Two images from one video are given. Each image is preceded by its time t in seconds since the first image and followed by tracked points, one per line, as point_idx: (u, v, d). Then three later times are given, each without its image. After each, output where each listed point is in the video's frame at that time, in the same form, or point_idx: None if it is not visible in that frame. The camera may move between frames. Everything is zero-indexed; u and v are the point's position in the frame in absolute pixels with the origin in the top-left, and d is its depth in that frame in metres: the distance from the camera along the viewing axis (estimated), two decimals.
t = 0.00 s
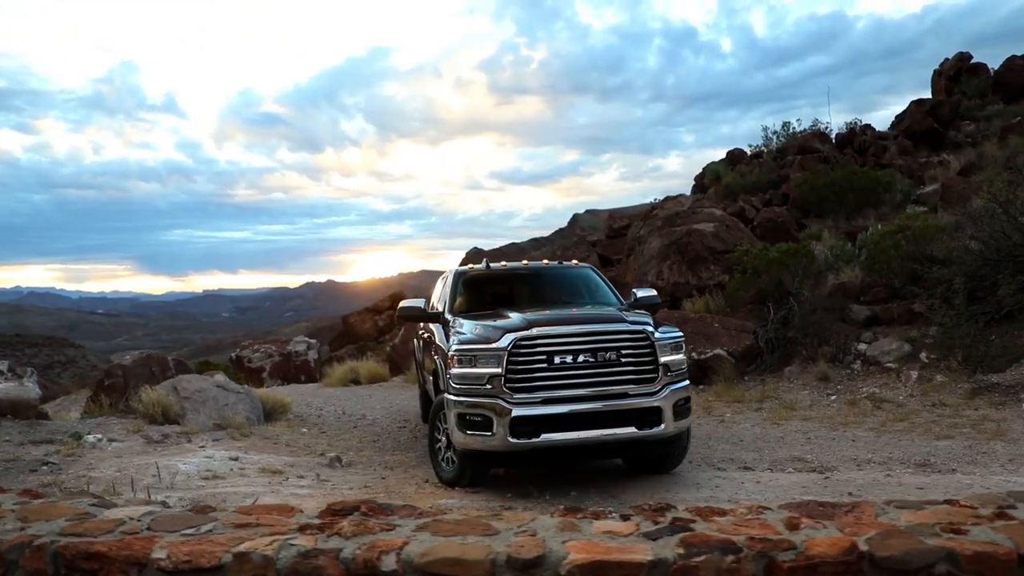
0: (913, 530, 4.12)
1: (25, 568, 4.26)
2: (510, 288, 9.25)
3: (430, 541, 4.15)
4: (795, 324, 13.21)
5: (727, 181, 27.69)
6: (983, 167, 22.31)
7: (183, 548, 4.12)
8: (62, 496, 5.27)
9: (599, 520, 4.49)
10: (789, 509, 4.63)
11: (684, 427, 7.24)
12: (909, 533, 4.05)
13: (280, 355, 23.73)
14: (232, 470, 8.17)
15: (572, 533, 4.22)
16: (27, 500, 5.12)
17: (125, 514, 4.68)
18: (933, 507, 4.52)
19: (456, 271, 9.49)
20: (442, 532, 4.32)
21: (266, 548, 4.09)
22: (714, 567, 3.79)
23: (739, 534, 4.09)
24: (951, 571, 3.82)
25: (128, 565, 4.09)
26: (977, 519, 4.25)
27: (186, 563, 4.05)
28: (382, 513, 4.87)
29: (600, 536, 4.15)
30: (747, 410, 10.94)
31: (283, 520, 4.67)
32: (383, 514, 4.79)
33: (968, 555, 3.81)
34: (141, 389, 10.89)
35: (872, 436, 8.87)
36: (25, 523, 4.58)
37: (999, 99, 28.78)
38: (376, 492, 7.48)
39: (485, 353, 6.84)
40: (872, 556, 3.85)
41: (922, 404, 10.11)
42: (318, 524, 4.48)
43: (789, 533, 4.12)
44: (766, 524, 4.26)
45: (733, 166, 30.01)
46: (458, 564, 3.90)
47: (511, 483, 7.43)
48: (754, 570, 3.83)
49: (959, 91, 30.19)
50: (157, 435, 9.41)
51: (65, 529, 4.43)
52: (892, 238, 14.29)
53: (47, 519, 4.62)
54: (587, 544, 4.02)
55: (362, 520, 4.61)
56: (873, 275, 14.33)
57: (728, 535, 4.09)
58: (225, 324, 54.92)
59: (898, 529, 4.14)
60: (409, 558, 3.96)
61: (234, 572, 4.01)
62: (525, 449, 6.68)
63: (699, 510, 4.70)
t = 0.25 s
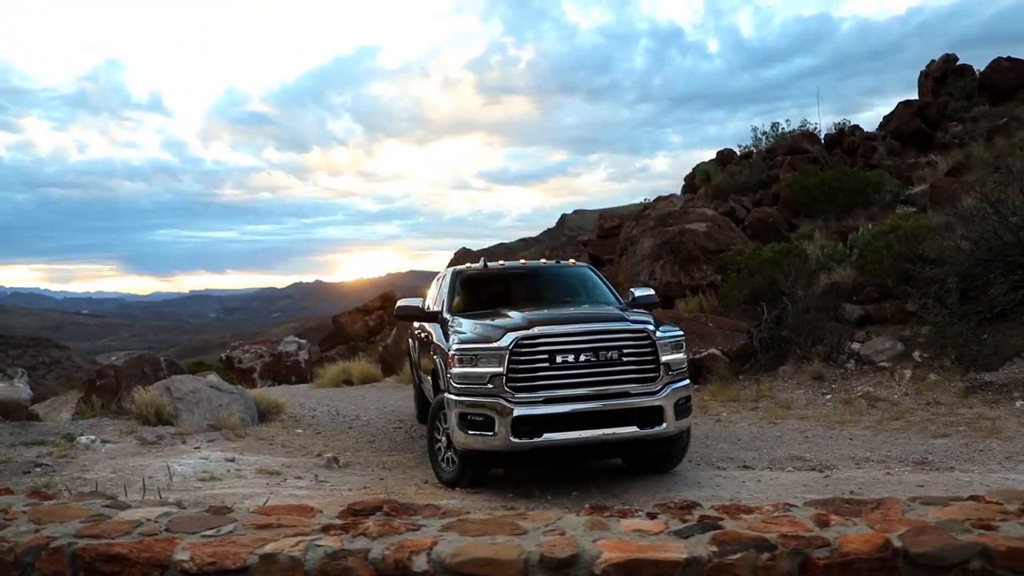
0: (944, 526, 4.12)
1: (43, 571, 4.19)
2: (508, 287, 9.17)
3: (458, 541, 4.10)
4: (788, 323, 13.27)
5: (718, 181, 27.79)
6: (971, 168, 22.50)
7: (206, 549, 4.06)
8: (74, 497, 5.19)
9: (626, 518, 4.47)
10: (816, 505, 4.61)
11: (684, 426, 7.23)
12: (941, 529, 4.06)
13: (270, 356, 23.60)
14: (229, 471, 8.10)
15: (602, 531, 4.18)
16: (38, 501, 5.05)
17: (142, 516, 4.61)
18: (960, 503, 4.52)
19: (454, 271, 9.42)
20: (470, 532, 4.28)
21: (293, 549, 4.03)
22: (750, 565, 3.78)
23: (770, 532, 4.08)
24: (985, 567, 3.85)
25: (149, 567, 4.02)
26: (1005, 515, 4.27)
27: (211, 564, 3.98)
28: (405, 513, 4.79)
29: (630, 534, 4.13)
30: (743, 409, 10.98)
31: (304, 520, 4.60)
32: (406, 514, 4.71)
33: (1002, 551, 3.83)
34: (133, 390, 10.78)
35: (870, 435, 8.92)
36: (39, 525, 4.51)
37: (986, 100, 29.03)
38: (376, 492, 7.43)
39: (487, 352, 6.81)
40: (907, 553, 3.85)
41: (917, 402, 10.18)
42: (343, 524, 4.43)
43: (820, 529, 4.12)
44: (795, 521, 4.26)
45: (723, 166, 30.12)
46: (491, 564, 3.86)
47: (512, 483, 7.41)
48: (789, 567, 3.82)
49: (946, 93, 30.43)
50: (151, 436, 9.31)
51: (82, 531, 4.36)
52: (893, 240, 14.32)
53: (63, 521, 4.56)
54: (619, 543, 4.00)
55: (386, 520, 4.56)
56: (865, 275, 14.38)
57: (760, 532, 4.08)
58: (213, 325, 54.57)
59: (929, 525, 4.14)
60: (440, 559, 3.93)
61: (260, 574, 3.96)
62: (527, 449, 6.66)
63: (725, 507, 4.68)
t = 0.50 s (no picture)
0: (974, 523, 4.14)
1: None
2: (505, 285, 9.10)
3: (488, 543, 4.06)
4: (780, 323, 13.33)
5: (707, 181, 27.89)
6: (957, 168, 22.71)
7: (230, 552, 4.00)
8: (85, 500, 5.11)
9: (653, 517, 4.45)
10: (841, 503, 4.60)
11: (684, 425, 7.22)
12: (971, 526, 4.08)
13: (259, 356, 23.45)
14: (225, 473, 8.02)
15: (632, 531, 4.16)
16: (48, 504, 4.96)
17: (158, 518, 4.54)
18: (984, 500, 4.54)
19: (450, 269, 9.35)
20: (498, 532, 4.24)
21: (320, 551, 3.97)
22: (786, 563, 3.79)
23: (802, 530, 4.08)
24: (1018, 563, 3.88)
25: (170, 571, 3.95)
26: None
27: (235, 567, 3.92)
28: (428, 514, 4.71)
29: (660, 533, 4.11)
30: (737, 408, 11.01)
31: (326, 522, 4.55)
32: (430, 514, 4.64)
33: None
34: (124, 391, 10.66)
35: (865, 433, 8.98)
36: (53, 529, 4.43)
37: (971, 101, 29.31)
38: (374, 493, 7.39)
39: (487, 351, 6.78)
40: (941, 550, 3.87)
41: (910, 401, 10.26)
42: (367, 525, 4.38)
43: (851, 527, 4.13)
44: (824, 520, 4.26)
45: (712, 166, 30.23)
46: (524, 565, 3.81)
47: (511, 483, 7.39)
48: (823, 565, 3.83)
49: (931, 94, 30.70)
50: (144, 437, 9.21)
51: (98, 534, 4.30)
52: (883, 239, 14.35)
53: (77, 524, 4.48)
54: (651, 542, 3.97)
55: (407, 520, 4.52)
56: (856, 275, 14.46)
57: (791, 531, 4.07)
58: (199, 325, 54.16)
59: (959, 522, 4.16)
60: (471, 560, 3.89)
61: None
62: (527, 449, 6.63)
63: (750, 505, 4.66)
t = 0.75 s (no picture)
0: (999, 521, 4.18)
1: None
2: (500, 285, 9.07)
3: (516, 545, 4.03)
4: (771, 322, 13.42)
5: (694, 181, 28.00)
6: (942, 169, 22.94)
7: (255, 557, 3.96)
8: (98, 504, 5.04)
9: (677, 518, 4.45)
10: (864, 501, 4.62)
11: (683, 424, 7.23)
12: (997, 524, 4.13)
13: (247, 357, 23.30)
14: (220, 474, 7.95)
15: (658, 531, 4.16)
16: (60, 508, 4.89)
17: (176, 522, 4.49)
18: (1005, 499, 4.58)
19: (445, 270, 9.31)
20: (524, 534, 4.23)
21: (348, 556, 3.93)
22: (819, 564, 3.82)
23: (830, 530, 4.10)
24: None
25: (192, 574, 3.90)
26: None
27: (261, 572, 3.88)
28: (450, 516, 4.66)
29: (688, 534, 4.11)
30: (731, 407, 11.06)
31: (348, 524, 4.51)
32: (453, 517, 4.60)
33: None
34: (114, 392, 10.54)
35: (859, 431, 9.04)
36: (68, 534, 4.36)
37: (954, 103, 29.60)
38: (372, 494, 7.35)
39: (486, 350, 6.74)
40: (970, 549, 3.93)
41: (902, 399, 10.35)
42: (391, 528, 4.34)
43: (878, 526, 4.16)
44: (850, 518, 4.28)
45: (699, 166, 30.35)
46: (557, 568, 3.79)
47: (510, 482, 7.38)
48: (854, 565, 3.86)
49: (915, 95, 30.99)
50: (136, 438, 9.11)
51: (115, 539, 4.24)
52: (868, 239, 14.43)
53: (94, 529, 4.42)
54: (680, 543, 3.98)
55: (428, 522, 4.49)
56: (845, 274, 14.50)
57: (819, 531, 4.09)
58: (183, 326, 53.67)
59: (983, 520, 4.20)
60: (503, 563, 3.86)
61: None
62: (527, 449, 6.61)
63: (773, 505, 4.68)
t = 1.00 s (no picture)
0: None
1: None
2: (496, 285, 9.04)
3: (552, 545, 4.03)
4: (761, 321, 13.50)
5: (681, 181, 28.12)
6: (926, 170, 23.19)
7: (289, 560, 3.90)
8: (116, 508, 4.97)
9: (706, 517, 4.48)
10: (887, 499, 4.67)
11: (680, 423, 7.24)
12: None
13: (233, 357, 23.11)
14: (214, 475, 7.86)
15: (690, 531, 4.19)
16: (78, 512, 4.82)
17: (200, 526, 4.43)
18: None
19: (440, 269, 9.26)
20: (557, 534, 4.22)
21: (385, 558, 3.88)
22: (855, 561, 3.86)
23: (861, 528, 4.14)
24: None
25: None
26: None
27: None
28: (479, 517, 4.67)
29: (719, 533, 4.14)
30: (723, 406, 11.11)
31: (376, 527, 4.47)
32: (483, 518, 4.59)
33: None
34: (103, 393, 10.40)
35: (852, 429, 9.12)
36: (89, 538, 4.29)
37: (936, 105, 29.95)
38: (369, 495, 7.30)
39: (485, 350, 6.70)
40: (1002, 546, 3.98)
41: (892, 398, 10.44)
42: (420, 530, 4.31)
43: (907, 524, 4.22)
44: (877, 516, 4.32)
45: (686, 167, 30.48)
46: (597, 568, 3.79)
47: (508, 482, 7.36)
48: (889, 562, 3.91)
49: (898, 97, 31.33)
50: (126, 440, 8.98)
51: (140, 543, 4.17)
52: (858, 238, 14.51)
53: (117, 533, 4.35)
54: (715, 543, 4.01)
55: (454, 524, 4.46)
56: (833, 274, 14.59)
57: (850, 528, 4.13)
58: (164, 326, 53.13)
59: (1009, 517, 4.25)
60: (541, 564, 3.85)
61: None
62: (526, 448, 6.58)
63: (799, 503, 4.71)
